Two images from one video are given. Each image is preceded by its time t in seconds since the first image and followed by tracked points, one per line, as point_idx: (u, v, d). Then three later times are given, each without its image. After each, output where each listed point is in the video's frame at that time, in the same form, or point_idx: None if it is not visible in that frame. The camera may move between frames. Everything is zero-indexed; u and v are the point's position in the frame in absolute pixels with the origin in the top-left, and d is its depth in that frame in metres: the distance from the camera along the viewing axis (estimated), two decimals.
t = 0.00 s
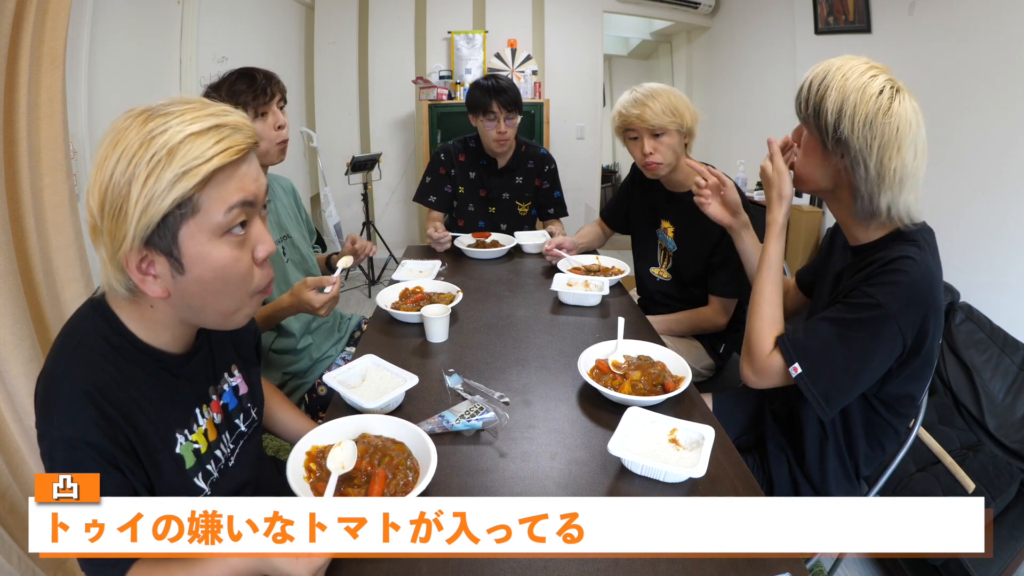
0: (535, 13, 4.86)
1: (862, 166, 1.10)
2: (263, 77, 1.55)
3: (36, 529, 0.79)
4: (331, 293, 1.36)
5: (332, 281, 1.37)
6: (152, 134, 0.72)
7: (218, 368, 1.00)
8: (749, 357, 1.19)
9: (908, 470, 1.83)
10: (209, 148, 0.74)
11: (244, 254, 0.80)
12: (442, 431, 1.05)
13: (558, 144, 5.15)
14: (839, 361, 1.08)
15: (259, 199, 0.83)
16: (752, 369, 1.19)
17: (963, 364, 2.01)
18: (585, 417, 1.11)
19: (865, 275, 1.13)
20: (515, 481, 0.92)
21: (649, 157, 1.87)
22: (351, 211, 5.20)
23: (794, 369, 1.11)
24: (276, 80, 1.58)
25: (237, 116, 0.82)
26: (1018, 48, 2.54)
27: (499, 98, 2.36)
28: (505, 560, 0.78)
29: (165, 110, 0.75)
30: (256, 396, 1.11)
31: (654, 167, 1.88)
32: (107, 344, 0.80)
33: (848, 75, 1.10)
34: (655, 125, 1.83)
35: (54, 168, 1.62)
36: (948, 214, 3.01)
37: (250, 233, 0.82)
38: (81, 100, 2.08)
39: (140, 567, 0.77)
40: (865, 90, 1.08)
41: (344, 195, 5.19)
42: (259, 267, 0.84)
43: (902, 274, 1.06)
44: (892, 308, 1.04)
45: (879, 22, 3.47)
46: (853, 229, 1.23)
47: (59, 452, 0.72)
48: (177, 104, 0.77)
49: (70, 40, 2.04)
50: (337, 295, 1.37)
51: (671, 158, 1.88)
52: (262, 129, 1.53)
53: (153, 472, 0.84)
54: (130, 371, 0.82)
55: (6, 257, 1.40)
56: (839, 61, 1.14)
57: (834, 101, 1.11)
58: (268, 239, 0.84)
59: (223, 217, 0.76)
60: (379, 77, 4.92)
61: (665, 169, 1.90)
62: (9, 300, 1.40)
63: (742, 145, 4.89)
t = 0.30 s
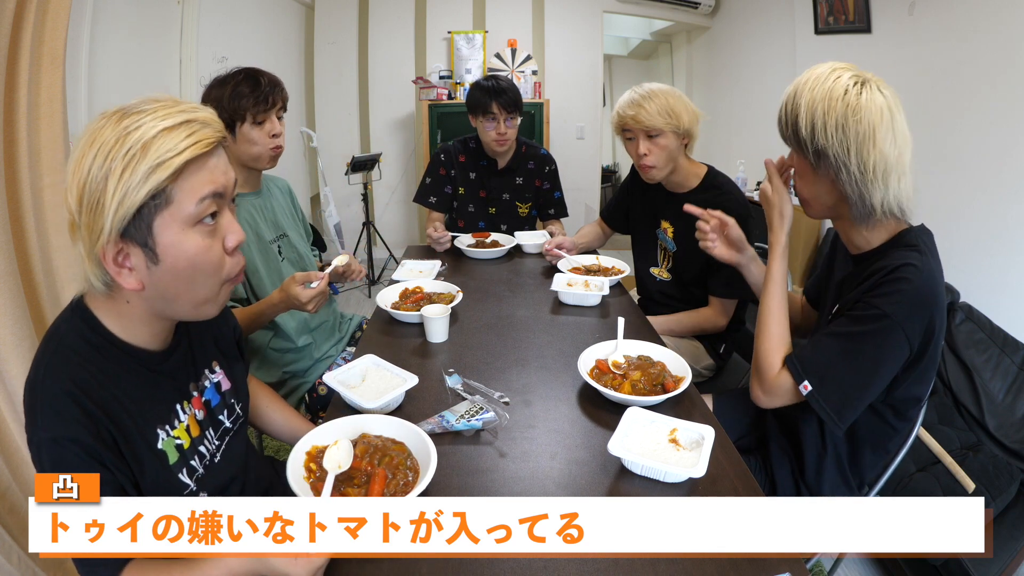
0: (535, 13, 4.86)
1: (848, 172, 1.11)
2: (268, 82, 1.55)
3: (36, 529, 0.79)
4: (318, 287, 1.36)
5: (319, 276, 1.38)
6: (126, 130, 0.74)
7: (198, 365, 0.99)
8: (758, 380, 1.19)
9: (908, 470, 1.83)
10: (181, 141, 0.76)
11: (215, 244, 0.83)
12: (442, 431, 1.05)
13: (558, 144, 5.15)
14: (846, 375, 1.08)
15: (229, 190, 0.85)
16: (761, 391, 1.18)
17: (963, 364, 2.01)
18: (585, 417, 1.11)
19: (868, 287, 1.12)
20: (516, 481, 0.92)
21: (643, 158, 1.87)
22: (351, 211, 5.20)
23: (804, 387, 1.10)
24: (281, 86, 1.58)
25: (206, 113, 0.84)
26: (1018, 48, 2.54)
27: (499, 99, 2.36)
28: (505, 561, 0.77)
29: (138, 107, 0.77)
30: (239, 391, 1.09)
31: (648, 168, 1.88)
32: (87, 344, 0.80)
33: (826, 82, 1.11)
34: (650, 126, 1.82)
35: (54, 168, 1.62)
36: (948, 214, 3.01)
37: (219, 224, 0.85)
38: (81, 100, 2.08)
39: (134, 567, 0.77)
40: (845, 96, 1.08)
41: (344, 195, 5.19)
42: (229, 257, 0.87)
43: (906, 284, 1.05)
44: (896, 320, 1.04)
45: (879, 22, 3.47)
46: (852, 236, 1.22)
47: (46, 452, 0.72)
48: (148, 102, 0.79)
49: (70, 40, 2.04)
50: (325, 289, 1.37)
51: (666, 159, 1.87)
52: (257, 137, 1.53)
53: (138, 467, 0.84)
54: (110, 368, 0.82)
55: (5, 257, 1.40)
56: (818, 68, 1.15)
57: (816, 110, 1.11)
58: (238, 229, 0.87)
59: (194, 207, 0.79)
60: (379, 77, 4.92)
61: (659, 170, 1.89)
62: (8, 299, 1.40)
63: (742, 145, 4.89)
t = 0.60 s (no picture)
0: (535, 13, 4.86)
1: (845, 173, 1.10)
2: (276, 80, 1.55)
3: (36, 529, 0.79)
4: (349, 304, 1.30)
5: (349, 291, 1.31)
6: (120, 128, 0.75)
7: (183, 358, 0.99)
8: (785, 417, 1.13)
9: (908, 470, 1.83)
10: (171, 146, 0.78)
11: (192, 246, 0.84)
12: (442, 431, 1.05)
13: (558, 144, 5.15)
14: (864, 386, 1.06)
15: (211, 195, 0.87)
16: (790, 426, 1.13)
17: (963, 363, 2.01)
18: (585, 417, 1.11)
19: (871, 291, 1.12)
20: (515, 481, 0.92)
21: (637, 158, 1.89)
22: (351, 211, 5.20)
23: (833, 411, 1.08)
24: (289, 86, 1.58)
25: (197, 118, 0.86)
26: (1018, 48, 2.54)
27: (496, 104, 2.36)
28: (505, 561, 0.77)
29: (134, 107, 0.78)
30: (227, 384, 1.09)
31: (642, 166, 1.89)
32: (71, 342, 0.80)
33: (815, 85, 1.11)
34: (642, 127, 1.83)
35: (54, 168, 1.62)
36: (948, 214, 3.01)
37: (198, 226, 0.86)
38: (81, 99, 2.08)
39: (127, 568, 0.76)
40: (836, 98, 1.08)
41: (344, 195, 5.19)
42: (204, 259, 0.87)
43: (908, 282, 1.06)
44: (907, 322, 1.04)
45: (879, 22, 3.46)
46: (843, 234, 1.22)
47: (32, 448, 0.72)
48: (144, 103, 0.81)
49: (71, 40, 2.04)
50: (356, 305, 1.32)
51: (661, 159, 1.87)
52: (266, 133, 1.51)
53: (126, 463, 0.84)
54: (95, 365, 0.82)
55: (5, 257, 1.40)
56: (804, 72, 1.16)
57: (808, 113, 1.11)
58: (215, 233, 0.88)
59: (177, 209, 0.80)
60: (379, 77, 4.92)
61: (653, 169, 1.89)
62: (8, 299, 1.40)
63: (742, 145, 4.89)
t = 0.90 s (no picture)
0: (535, 13, 4.86)
1: (874, 165, 1.13)
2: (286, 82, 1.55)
3: (36, 529, 0.79)
4: (383, 324, 1.38)
5: (383, 312, 1.38)
6: (114, 124, 0.76)
7: (184, 358, 0.99)
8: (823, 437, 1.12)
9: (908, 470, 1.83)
10: (165, 135, 0.78)
11: (193, 234, 0.84)
12: (442, 431, 1.05)
13: (558, 144, 5.15)
14: (882, 390, 1.04)
15: (207, 183, 0.87)
16: (828, 442, 1.12)
17: (962, 363, 2.01)
18: (585, 417, 1.11)
19: (870, 295, 1.11)
20: (516, 481, 0.92)
21: (637, 159, 1.89)
22: (351, 212, 5.20)
23: (861, 418, 1.06)
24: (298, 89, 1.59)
25: (186, 110, 0.86)
26: (1018, 48, 2.54)
27: (495, 104, 2.35)
28: (505, 560, 0.77)
29: (127, 104, 0.79)
30: (228, 384, 1.09)
31: (641, 167, 1.90)
32: (73, 340, 0.80)
33: (846, 78, 1.10)
34: (640, 129, 1.83)
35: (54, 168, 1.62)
36: (947, 214, 3.01)
37: (198, 215, 0.86)
38: (81, 99, 2.08)
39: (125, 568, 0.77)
40: (865, 92, 1.10)
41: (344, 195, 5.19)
42: (205, 249, 0.87)
43: (908, 281, 1.06)
44: (913, 318, 1.04)
45: (879, 22, 3.46)
46: (844, 231, 1.22)
47: (34, 445, 0.72)
48: (136, 99, 0.81)
49: (70, 40, 2.04)
50: (388, 326, 1.39)
51: (660, 161, 1.87)
52: (276, 135, 1.51)
53: (126, 460, 0.84)
54: (97, 362, 0.82)
55: (5, 257, 1.40)
56: (820, 65, 1.14)
57: (851, 104, 1.08)
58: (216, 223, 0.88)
59: (175, 197, 0.80)
60: (379, 77, 4.92)
61: (653, 170, 1.89)
62: (9, 299, 1.40)
63: (742, 145, 4.89)
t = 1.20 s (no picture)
0: (535, 13, 4.86)
1: (869, 167, 1.13)
2: (293, 88, 1.54)
3: (36, 529, 0.79)
4: (378, 326, 1.36)
5: (378, 313, 1.37)
6: (116, 121, 0.76)
7: (186, 358, 0.99)
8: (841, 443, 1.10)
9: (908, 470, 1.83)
10: (166, 132, 0.79)
11: (194, 230, 0.84)
12: (442, 431, 1.05)
13: (558, 144, 5.15)
14: (894, 385, 1.04)
15: (208, 178, 0.87)
16: (852, 448, 1.09)
17: (962, 363, 2.01)
18: (585, 417, 1.11)
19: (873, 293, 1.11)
20: (515, 481, 0.92)
21: (637, 160, 1.90)
22: (351, 212, 5.20)
23: (876, 416, 1.05)
24: (306, 95, 1.57)
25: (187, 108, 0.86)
26: (1018, 48, 2.54)
27: (498, 102, 2.35)
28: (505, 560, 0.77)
29: (128, 102, 0.79)
30: (228, 383, 1.09)
31: (642, 169, 1.90)
32: (77, 338, 0.80)
33: (841, 80, 1.11)
34: (641, 130, 1.82)
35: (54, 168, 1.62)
36: (947, 214, 3.01)
37: (199, 211, 0.86)
38: (81, 99, 2.08)
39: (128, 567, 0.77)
40: (859, 94, 1.10)
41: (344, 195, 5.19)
42: (207, 244, 0.87)
43: (908, 277, 1.06)
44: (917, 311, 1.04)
45: (879, 22, 3.46)
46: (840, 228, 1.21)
47: (36, 443, 0.72)
48: (137, 98, 0.81)
49: (70, 40, 2.04)
50: (383, 327, 1.38)
51: (660, 163, 1.87)
52: (277, 143, 1.50)
53: (127, 457, 0.83)
54: (100, 360, 0.82)
55: (5, 257, 1.40)
56: (813, 68, 1.14)
57: (847, 106, 1.08)
58: (217, 217, 0.88)
59: (176, 192, 0.80)
60: (379, 77, 4.92)
61: (653, 172, 1.90)
62: (9, 299, 1.41)
63: (742, 145, 4.89)
